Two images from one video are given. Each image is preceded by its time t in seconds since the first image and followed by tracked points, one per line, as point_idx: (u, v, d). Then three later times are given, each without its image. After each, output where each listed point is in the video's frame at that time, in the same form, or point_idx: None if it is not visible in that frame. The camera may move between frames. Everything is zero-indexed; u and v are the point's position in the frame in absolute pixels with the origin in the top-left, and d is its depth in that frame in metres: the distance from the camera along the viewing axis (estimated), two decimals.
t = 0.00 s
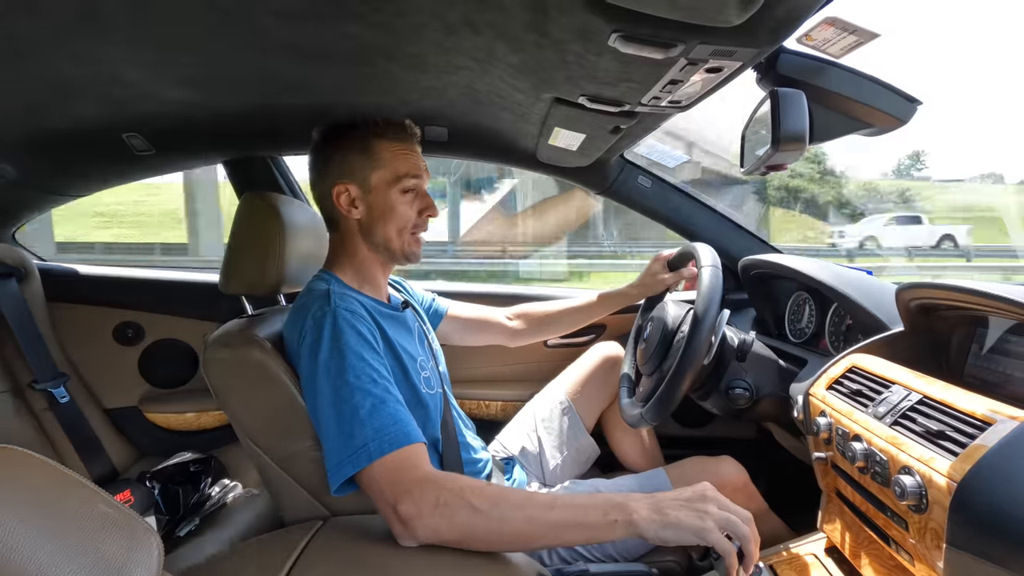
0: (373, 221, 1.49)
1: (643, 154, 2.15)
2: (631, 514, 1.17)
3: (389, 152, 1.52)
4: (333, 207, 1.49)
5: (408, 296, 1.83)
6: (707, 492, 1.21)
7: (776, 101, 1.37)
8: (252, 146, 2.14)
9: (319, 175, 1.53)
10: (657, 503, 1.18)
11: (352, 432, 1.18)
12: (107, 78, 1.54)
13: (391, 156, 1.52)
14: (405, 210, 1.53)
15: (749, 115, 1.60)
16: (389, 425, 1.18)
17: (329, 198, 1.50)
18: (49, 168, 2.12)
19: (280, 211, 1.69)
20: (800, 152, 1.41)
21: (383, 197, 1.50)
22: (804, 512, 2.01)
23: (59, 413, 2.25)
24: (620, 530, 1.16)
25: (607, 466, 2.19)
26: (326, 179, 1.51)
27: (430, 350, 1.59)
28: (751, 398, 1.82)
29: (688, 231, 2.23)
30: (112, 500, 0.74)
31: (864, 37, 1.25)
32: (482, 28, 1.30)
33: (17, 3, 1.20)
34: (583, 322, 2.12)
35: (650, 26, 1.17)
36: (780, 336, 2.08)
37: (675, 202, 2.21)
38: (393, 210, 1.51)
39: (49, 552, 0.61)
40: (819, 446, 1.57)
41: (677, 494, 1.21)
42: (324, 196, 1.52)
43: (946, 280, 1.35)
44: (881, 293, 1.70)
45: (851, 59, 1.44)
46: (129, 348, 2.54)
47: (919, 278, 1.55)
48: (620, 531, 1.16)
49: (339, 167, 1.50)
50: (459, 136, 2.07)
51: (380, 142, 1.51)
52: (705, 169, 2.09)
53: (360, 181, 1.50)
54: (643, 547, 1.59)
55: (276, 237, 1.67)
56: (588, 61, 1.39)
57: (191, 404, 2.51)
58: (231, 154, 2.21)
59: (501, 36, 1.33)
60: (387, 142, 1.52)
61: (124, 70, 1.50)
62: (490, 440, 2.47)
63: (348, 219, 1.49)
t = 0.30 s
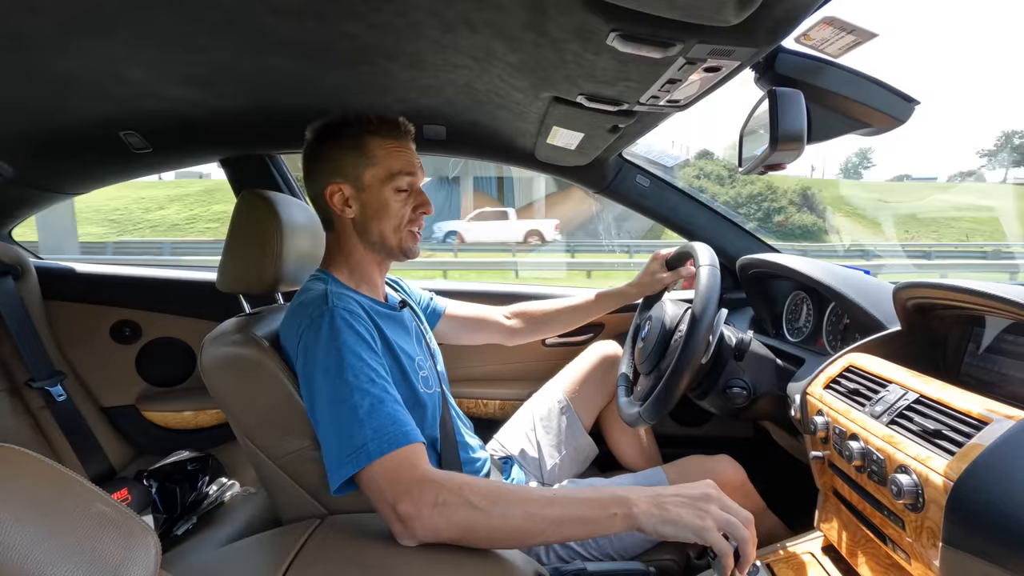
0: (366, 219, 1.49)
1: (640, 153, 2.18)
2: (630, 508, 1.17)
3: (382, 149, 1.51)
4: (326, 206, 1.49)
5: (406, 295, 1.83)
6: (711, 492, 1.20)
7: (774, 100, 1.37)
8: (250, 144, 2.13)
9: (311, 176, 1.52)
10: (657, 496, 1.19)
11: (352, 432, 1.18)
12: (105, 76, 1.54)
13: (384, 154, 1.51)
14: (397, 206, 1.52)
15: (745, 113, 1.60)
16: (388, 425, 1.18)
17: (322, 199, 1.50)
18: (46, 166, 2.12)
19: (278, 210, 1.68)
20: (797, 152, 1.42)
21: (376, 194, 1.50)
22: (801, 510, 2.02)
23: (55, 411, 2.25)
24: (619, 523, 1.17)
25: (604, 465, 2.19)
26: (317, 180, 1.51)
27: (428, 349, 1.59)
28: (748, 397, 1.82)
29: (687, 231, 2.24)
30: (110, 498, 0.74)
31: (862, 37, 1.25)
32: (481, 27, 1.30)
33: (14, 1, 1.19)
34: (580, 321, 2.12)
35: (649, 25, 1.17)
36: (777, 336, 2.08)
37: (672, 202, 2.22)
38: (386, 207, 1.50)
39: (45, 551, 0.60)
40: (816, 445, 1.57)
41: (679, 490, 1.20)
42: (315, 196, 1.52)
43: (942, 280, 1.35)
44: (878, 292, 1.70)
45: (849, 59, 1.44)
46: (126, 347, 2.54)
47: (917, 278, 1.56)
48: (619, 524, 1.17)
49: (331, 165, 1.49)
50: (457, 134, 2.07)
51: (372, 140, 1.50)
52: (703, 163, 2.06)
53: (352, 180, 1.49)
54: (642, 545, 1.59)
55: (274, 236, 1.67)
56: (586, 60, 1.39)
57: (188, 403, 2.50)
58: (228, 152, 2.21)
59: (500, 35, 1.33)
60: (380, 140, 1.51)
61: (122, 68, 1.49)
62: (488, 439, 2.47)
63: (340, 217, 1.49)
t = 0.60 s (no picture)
0: (372, 218, 1.49)
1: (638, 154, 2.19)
2: (628, 503, 1.18)
3: (387, 149, 1.51)
4: (331, 205, 1.48)
5: (405, 296, 1.82)
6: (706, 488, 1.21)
7: (772, 99, 1.37)
8: (248, 145, 2.13)
9: (316, 173, 1.51)
10: (655, 492, 1.19)
11: (352, 431, 1.17)
12: (103, 77, 1.54)
13: (388, 153, 1.51)
14: (403, 207, 1.52)
15: (744, 112, 1.60)
16: (388, 424, 1.18)
17: (328, 198, 1.48)
18: (43, 167, 2.11)
19: (276, 210, 1.68)
20: (795, 151, 1.41)
21: (382, 193, 1.50)
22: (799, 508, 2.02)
23: (54, 412, 2.25)
24: (618, 519, 1.17)
25: (603, 464, 2.19)
26: (323, 176, 1.50)
27: (427, 349, 1.59)
28: (748, 396, 1.83)
29: (685, 230, 2.26)
30: (109, 499, 0.74)
31: (859, 36, 1.25)
32: (480, 27, 1.30)
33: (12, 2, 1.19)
34: (578, 321, 2.12)
35: (647, 25, 1.17)
36: (776, 334, 2.08)
37: (672, 202, 2.24)
38: (391, 207, 1.50)
39: (44, 552, 0.60)
40: (814, 443, 1.58)
41: (678, 487, 1.21)
42: (321, 194, 1.50)
43: (941, 278, 1.35)
44: (876, 291, 1.70)
45: (846, 58, 1.44)
46: (125, 348, 2.54)
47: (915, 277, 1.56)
48: (619, 521, 1.17)
49: (337, 165, 1.49)
50: (455, 134, 2.07)
51: (378, 140, 1.51)
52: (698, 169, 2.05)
53: (360, 180, 1.49)
54: (641, 544, 1.59)
55: (273, 236, 1.67)
56: (584, 59, 1.39)
57: (187, 403, 2.49)
58: (226, 153, 2.21)
59: (499, 35, 1.33)
60: (382, 140, 1.51)
61: (120, 69, 1.49)
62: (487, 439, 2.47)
63: (347, 216, 1.48)
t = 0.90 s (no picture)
0: (374, 219, 1.49)
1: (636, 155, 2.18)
2: (626, 501, 1.19)
3: (387, 150, 1.51)
4: (332, 206, 1.47)
5: (403, 297, 1.82)
6: (696, 486, 1.21)
7: (771, 101, 1.37)
8: (246, 145, 2.13)
9: (316, 174, 1.50)
10: (653, 489, 1.20)
11: (351, 432, 1.17)
12: (101, 78, 1.53)
13: (389, 154, 1.51)
14: (404, 207, 1.53)
15: (742, 113, 1.60)
16: (387, 425, 1.18)
17: (329, 199, 1.48)
18: (40, 168, 2.11)
19: (274, 211, 1.68)
20: (793, 152, 1.42)
21: (383, 194, 1.49)
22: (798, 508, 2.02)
23: (51, 414, 2.25)
24: (615, 516, 1.18)
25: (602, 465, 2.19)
26: (322, 178, 1.49)
27: (426, 351, 1.59)
28: (746, 396, 1.83)
29: (683, 231, 2.25)
30: (106, 501, 0.74)
31: (858, 37, 1.25)
32: (478, 28, 1.30)
33: (9, 3, 1.19)
34: (577, 322, 2.13)
35: (646, 26, 1.17)
36: (774, 335, 2.08)
37: (670, 202, 2.23)
38: (392, 207, 1.50)
39: (41, 554, 0.60)
40: (812, 444, 1.58)
41: (676, 484, 1.22)
42: (320, 196, 1.49)
43: (939, 279, 1.35)
44: (873, 291, 1.71)
45: (844, 59, 1.44)
46: (122, 349, 2.53)
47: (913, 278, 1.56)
48: (615, 518, 1.18)
49: (336, 166, 1.48)
50: (454, 135, 2.07)
51: (377, 141, 1.51)
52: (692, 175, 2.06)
53: (359, 180, 1.48)
54: (639, 545, 1.60)
55: (271, 237, 1.66)
56: (583, 60, 1.39)
57: (185, 405, 2.49)
58: (224, 153, 2.21)
59: (497, 36, 1.33)
60: (382, 141, 1.52)
61: (118, 70, 1.49)
62: (485, 440, 2.47)
63: (348, 217, 1.47)
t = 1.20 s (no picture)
0: (389, 217, 1.49)
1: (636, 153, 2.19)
2: (624, 490, 1.19)
3: (400, 148, 1.51)
4: (346, 204, 1.47)
5: (405, 294, 1.82)
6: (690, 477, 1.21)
7: (770, 99, 1.37)
8: (245, 143, 2.12)
9: (328, 172, 1.50)
10: (650, 480, 1.20)
11: (354, 427, 1.17)
12: (99, 76, 1.53)
13: (402, 152, 1.51)
14: (417, 207, 1.53)
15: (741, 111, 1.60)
16: (391, 421, 1.18)
17: (342, 198, 1.47)
18: (39, 166, 2.11)
19: (273, 209, 1.68)
20: (792, 150, 1.42)
21: (397, 192, 1.49)
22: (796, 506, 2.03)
23: (50, 411, 2.25)
24: (613, 504, 1.18)
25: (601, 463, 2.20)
26: (334, 176, 1.49)
27: (427, 348, 1.59)
28: (744, 394, 1.83)
29: (683, 230, 2.25)
30: (105, 498, 0.74)
31: (857, 35, 1.25)
32: (477, 26, 1.30)
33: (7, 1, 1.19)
34: (573, 324, 2.13)
35: (645, 23, 1.17)
36: (773, 333, 2.09)
37: (670, 200, 2.23)
38: (406, 205, 1.51)
39: (40, 552, 0.60)
40: (811, 442, 1.58)
41: (673, 476, 1.21)
42: (331, 194, 1.49)
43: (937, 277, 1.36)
44: (871, 288, 1.71)
45: (843, 57, 1.44)
46: (121, 347, 2.53)
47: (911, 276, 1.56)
48: (614, 506, 1.18)
49: (349, 164, 1.48)
50: (453, 132, 2.07)
51: (390, 138, 1.50)
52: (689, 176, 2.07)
53: (373, 180, 1.48)
54: (637, 543, 1.60)
55: (270, 236, 1.66)
56: (582, 58, 1.39)
57: (185, 403, 2.49)
58: (224, 151, 2.20)
59: (496, 34, 1.33)
60: (396, 138, 1.51)
61: (117, 67, 1.49)
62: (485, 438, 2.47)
63: (362, 215, 1.47)
